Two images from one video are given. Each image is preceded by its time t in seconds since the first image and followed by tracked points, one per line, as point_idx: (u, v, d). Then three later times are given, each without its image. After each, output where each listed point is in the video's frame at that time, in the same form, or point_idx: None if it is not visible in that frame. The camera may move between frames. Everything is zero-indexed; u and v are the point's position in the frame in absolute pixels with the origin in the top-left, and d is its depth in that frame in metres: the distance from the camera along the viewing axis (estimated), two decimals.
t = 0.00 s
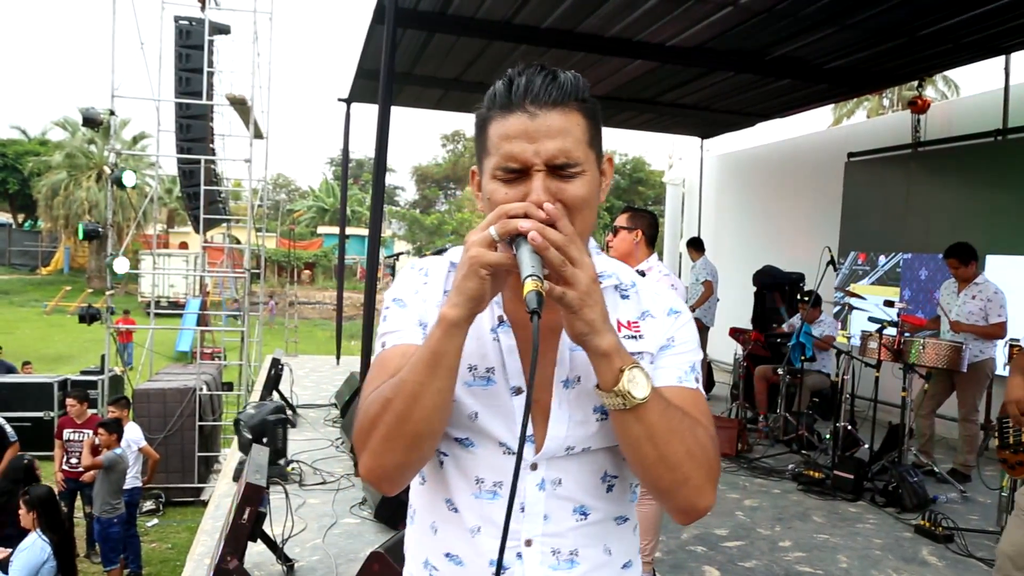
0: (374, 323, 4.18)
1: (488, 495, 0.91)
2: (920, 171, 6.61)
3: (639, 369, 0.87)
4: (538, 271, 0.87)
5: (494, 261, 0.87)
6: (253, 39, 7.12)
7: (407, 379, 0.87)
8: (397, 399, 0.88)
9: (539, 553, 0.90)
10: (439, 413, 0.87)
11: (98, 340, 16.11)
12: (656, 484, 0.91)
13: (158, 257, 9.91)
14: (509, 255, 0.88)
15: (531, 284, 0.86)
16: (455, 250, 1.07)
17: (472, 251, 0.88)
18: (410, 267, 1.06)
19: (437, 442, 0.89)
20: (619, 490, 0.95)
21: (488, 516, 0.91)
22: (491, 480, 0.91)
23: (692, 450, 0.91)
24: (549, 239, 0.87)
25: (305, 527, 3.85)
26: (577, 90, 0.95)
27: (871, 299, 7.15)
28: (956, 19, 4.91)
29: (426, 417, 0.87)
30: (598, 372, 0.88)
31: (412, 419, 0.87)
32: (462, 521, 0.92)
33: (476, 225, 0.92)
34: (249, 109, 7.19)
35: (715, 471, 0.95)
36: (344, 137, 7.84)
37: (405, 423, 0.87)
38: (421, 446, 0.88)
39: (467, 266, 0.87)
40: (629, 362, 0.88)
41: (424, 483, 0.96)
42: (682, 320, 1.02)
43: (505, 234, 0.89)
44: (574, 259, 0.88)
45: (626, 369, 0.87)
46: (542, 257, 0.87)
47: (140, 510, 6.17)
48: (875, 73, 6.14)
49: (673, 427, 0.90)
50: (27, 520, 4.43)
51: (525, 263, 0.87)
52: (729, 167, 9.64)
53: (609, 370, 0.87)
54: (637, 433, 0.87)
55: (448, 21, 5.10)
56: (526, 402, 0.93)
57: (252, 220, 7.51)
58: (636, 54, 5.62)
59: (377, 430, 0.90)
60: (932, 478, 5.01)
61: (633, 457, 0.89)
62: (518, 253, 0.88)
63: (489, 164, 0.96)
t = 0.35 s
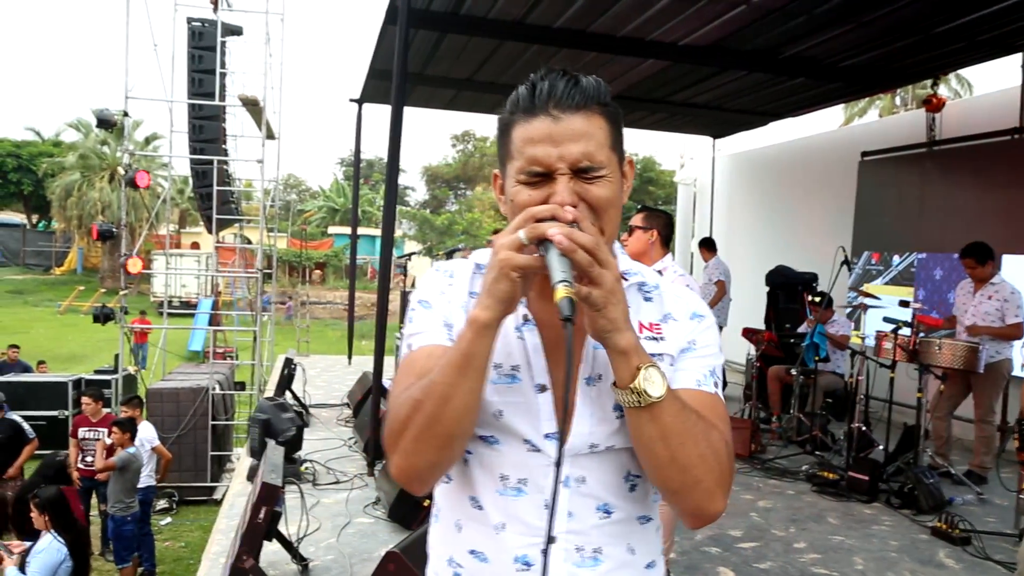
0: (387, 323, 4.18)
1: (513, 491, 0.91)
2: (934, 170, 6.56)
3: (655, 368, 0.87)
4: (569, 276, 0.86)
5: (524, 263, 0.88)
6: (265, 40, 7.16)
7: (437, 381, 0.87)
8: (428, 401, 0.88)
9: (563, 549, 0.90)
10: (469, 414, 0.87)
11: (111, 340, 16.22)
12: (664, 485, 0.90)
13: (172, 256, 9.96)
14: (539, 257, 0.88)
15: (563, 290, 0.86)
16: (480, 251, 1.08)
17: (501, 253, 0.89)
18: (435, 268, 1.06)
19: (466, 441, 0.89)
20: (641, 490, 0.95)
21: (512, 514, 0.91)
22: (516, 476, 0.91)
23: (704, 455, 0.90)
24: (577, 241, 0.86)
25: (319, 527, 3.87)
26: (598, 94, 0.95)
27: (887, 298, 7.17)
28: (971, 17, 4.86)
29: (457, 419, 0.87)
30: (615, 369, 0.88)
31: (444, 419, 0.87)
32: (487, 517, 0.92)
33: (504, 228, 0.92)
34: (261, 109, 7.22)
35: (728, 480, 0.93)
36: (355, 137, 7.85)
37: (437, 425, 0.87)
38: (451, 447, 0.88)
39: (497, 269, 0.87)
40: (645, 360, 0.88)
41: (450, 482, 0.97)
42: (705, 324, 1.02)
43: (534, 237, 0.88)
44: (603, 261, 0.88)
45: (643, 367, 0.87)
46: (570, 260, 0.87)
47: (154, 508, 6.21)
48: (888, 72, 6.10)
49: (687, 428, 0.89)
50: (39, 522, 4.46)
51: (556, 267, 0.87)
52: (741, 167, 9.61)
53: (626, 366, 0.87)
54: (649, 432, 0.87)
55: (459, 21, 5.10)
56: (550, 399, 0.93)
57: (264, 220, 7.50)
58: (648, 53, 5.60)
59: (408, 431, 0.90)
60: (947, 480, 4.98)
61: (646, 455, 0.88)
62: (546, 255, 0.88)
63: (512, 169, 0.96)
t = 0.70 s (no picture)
0: (396, 324, 4.19)
1: (531, 490, 0.92)
2: (944, 169, 6.53)
3: (671, 366, 0.87)
4: (595, 276, 0.87)
5: (548, 261, 0.89)
6: (274, 41, 7.19)
7: (460, 379, 0.87)
8: (450, 399, 0.88)
9: (581, 548, 0.91)
10: (491, 412, 0.87)
11: (121, 340, 16.30)
12: (676, 485, 0.90)
13: (180, 257, 10.00)
14: (562, 257, 0.89)
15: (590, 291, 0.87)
16: (497, 253, 1.08)
17: (524, 252, 0.89)
18: (452, 270, 1.07)
19: (488, 440, 0.90)
20: (658, 491, 0.95)
21: (531, 513, 0.92)
22: (534, 476, 0.92)
23: (717, 456, 0.90)
24: (602, 240, 0.87)
25: (329, 527, 3.88)
26: (617, 96, 0.96)
27: (896, 298, 7.20)
28: (982, 15, 4.84)
29: (479, 417, 0.87)
30: (630, 366, 0.89)
31: (466, 418, 0.87)
32: (505, 516, 0.93)
33: (525, 228, 0.92)
34: (270, 110, 7.25)
35: (740, 480, 0.93)
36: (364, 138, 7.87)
37: (459, 423, 0.88)
38: (474, 445, 0.89)
39: (520, 267, 0.88)
40: (661, 359, 0.88)
41: (467, 481, 0.97)
42: (721, 325, 1.02)
43: (557, 237, 0.89)
44: (626, 260, 0.89)
45: (659, 366, 0.88)
46: (595, 259, 0.88)
47: (164, 508, 6.25)
48: (898, 71, 6.07)
49: (700, 427, 0.89)
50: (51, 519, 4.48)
51: (582, 268, 0.87)
52: (749, 166, 9.59)
53: (641, 365, 0.88)
54: (663, 429, 0.87)
55: (467, 21, 5.11)
56: (569, 399, 0.93)
57: (273, 220, 7.52)
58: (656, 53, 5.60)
59: (430, 431, 0.91)
60: (958, 480, 4.96)
61: (658, 454, 0.89)
62: (569, 255, 0.89)
63: (532, 170, 0.96)
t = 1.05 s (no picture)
0: (402, 324, 4.20)
1: (542, 490, 0.92)
2: (951, 169, 6.51)
3: (686, 367, 0.88)
4: (613, 279, 0.88)
5: (564, 263, 0.89)
6: (280, 40, 7.19)
7: (473, 380, 0.88)
8: (463, 401, 0.88)
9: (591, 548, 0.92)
10: (504, 413, 0.88)
11: (127, 339, 16.34)
12: (691, 485, 0.91)
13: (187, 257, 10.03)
14: (578, 259, 0.89)
15: (609, 294, 0.87)
16: (507, 251, 1.09)
17: (539, 252, 0.89)
18: (461, 268, 1.07)
19: (500, 441, 0.90)
20: (667, 490, 0.96)
21: (541, 513, 0.92)
22: (544, 476, 0.92)
23: (732, 456, 0.91)
24: (618, 241, 0.88)
25: (336, 526, 3.90)
26: (630, 95, 0.96)
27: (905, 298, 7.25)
28: (991, 13, 4.82)
29: (491, 418, 0.88)
30: (645, 368, 0.89)
31: (478, 419, 0.88)
32: (516, 516, 0.93)
33: (539, 230, 0.93)
34: (276, 109, 7.26)
35: (753, 479, 0.94)
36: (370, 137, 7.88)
37: (472, 425, 0.88)
38: (487, 446, 0.89)
39: (535, 268, 0.88)
40: (677, 361, 0.89)
41: (477, 480, 0.98)
42: (731, 325, 1.03)
43: (573, 239, 0.90)
44: (641, 261, 0.90)
45: (675, 367, 0.88)
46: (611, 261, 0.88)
47: (171, 507, 6.27)
48: (905, 70, 6.05)
49: (715, 428, 0.90)
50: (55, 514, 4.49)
51: (600, 270, 0.88)
52: (755, 166, 9.57)
53: (657, 366, 0.89)
54: (679, 431, 0.88)
55: (474, 21, 5.11)
56: (579, 399, 0.94)
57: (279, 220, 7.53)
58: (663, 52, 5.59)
59: (442, 432, 0.91)
60: (965, 480, 4.95)
61: (673, 454, 0.89)
62: (586, 256, 0.89)
63: (544, 169, 0.97)
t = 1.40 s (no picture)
0: (405, 323, 4.20)
1: (544, 491, 0.92)
2: (955, 166, 6.50)
3: (696, 370, 0.88)
4: (625, 282, 0.87)
5: (573, 264, 0.88)
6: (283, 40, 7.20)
7: (477, 382, 0.88)
8: (467, 402, 0.88)
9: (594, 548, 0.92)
10: (507, 414, 0.88)
11: (132, 339, 16.36)
12: (699, 488, 0.91)
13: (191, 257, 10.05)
14: (587, 261, 0.89)
15: (622, 297, 0.86)
16: (507, 248, 1.09)
17: (545, 253, 0.89)
18: (462, 266, 1.08)
19: (504, 441, 0.90)
20: (670, 490, 0.96)
21: (544, 513, 0.92)
22: (547, 476, 0.92)
23: (740, 458, 0.92)
24: (627, 242, 0.88)
25: (341, 524, 3.90)
26: (636, 92, 0.96)
27: (907, 296, 7.11)
28: (996, 10, 4.80)
29: (495, 420, 0.88)
30: (655, 369, 0.89)
31: (483, 420, 0.88)
32: (518, 517, 0.93)
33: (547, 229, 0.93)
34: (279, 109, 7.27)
35: (759, 481, 0.94)
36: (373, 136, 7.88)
37: (476, 426, 0.88)
38: (491, 448, 0.90)
39: (543, 269, 0.88)
40: (688, 364, 0.88)
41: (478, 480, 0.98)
42: (734, 325, 1.03)
43: (581, 240, 0.90)
44: (650, 263, 0.90)
45: (685, 370, 0.88)
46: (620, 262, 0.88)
47: (175, 506, 6.29)
48: (909, 67, 6.04)
49: (723, 430, 0.90)
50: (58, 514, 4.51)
51: (612, 271, 0.88)
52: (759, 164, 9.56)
53: (666, 367, 0.88)
54: (689, 434, 0.88)
55: (477, 20, 5.11)
56: (583, 399, 0.94)
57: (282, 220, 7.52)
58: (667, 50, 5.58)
59: (445, 433, 0.91)
60: (970, 478, 4.94)
61: (681, 458, 0.89)
62: (596, 258, 0.89)
63: (548, 164, 0.96)
